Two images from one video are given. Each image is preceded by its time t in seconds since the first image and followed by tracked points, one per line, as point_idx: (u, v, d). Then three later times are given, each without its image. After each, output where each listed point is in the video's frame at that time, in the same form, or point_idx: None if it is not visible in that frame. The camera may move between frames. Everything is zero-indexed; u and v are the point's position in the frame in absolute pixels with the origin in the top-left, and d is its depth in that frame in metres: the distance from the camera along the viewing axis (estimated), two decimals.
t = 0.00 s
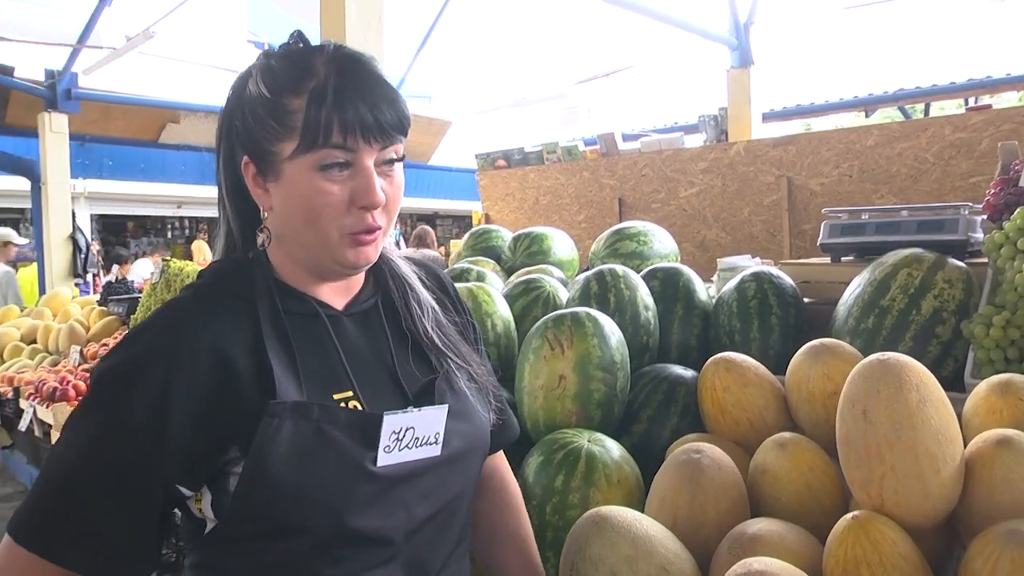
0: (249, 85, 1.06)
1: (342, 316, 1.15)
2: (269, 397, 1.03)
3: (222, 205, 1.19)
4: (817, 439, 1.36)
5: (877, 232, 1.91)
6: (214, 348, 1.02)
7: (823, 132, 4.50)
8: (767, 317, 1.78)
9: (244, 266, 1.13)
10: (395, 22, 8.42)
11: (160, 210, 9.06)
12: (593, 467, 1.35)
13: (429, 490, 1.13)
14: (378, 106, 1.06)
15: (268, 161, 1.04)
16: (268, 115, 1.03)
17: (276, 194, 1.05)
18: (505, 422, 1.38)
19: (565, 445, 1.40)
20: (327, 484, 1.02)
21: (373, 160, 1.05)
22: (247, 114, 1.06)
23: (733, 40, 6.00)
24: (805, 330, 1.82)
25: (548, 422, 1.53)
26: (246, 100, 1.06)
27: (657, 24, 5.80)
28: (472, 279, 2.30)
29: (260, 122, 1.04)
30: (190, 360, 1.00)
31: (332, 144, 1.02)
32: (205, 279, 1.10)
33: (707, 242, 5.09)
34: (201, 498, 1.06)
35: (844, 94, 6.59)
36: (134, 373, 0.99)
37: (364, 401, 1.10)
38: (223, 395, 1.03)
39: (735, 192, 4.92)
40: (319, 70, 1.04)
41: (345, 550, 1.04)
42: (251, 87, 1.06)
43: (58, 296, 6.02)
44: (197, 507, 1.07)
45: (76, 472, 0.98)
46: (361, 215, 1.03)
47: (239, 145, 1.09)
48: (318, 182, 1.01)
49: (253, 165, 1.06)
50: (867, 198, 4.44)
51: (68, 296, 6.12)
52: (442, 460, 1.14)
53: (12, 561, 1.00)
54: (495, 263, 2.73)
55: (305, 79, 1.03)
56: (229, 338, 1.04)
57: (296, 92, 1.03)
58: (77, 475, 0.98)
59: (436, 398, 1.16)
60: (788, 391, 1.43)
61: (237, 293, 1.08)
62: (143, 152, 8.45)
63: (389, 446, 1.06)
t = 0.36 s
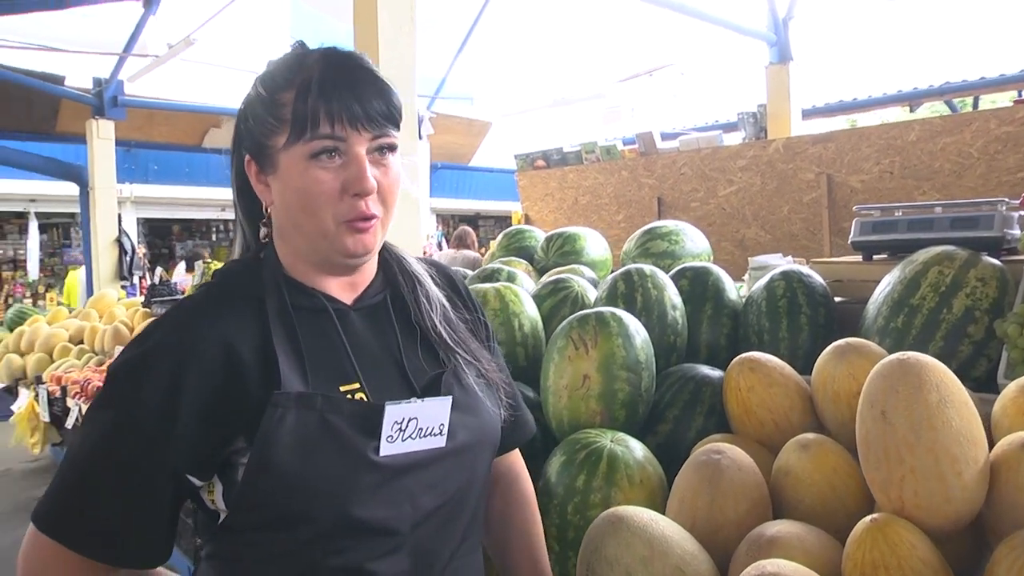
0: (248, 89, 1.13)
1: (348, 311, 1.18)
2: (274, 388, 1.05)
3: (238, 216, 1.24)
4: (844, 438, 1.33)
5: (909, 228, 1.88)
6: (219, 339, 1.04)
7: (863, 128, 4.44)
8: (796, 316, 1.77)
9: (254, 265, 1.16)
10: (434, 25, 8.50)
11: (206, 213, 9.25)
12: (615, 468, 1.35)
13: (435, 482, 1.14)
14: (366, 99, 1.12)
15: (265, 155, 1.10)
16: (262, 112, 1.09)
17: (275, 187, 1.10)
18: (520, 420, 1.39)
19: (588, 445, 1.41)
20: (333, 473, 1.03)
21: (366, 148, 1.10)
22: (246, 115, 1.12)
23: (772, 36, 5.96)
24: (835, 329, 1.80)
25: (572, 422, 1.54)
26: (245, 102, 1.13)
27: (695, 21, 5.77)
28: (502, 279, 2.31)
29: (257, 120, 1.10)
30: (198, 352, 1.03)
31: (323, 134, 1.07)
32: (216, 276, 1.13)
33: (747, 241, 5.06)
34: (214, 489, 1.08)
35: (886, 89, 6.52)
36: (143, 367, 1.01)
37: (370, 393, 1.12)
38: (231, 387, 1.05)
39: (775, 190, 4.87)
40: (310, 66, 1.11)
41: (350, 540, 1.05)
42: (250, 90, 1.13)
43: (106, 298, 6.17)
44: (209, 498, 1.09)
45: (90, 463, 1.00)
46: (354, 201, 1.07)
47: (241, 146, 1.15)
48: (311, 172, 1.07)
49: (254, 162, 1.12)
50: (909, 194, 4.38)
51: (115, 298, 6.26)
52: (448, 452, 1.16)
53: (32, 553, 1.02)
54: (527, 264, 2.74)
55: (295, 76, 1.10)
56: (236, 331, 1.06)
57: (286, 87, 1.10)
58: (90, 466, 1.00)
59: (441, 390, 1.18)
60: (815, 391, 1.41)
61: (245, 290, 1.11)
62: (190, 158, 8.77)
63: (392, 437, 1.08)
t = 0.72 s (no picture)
0: (278, 102, 1.15)
1: (370, 313, 1.20)
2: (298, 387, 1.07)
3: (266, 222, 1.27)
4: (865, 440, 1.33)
5: (937, 229, 1.87)
6: (246, 340, 1.07)
7: (898, 127, 4.40)
8: (821, 317, 1.76)
9: (281, 269, 1.19)
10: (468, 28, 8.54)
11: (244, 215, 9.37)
12: (635, 466, 1.37)
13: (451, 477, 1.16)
14: (391, 111, 1.14)
15: (293, 166, 1.12)
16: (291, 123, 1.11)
17: (302, 196, 1.13)
18: (539, 418, 1.41)
19: (609, 444, 1.42)
20: (353, 468, 1.06)
21: (391, 159, 1.13)
22: (276, 126, 1.14)
23: (805, 35, 5.93)
24: (861, 330, 1.79)
25: (594, 421, 1.55)
26: (274, 114, 1.15)
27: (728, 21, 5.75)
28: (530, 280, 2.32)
29: (286, 132, 1.12)
30: (227, 352, 1.05)
31: (350, 146, 1.10)
32: (244, 279, 1.16)
33: (781, 242, 5.03)
34: (240, 481, 1.11)
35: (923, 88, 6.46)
36: (175, 365, 1.04)
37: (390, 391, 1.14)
38: (258, 385, 1.07)
39: (808, 190, 4.85)
40: (337, 79, 1.13)
41: (370, 531, 1.07)
42: (279, 102, 1.15)
43: (145, 298, 6.26)
44: (235, 489, 1.12)
45: (123, 455, 1.03)
46: (378, 210, 1.10)
47: (271, 155, 1.17)
48: (338, 183, 1.09)
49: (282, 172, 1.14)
50: (945, 194, 4.33)
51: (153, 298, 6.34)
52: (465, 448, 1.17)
53: (68, 539, 1.05)
54: (556, 264, 2.75)
55: (324, 90, 1.12)
56: (263, 332, 1.08)
57: (315, 101, 1.12)
58: (123, 458, 1.03)
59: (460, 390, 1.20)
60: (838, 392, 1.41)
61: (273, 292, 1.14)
62: (227, 161, 8.82)
63: (411, 434, 1.10)
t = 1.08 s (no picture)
0: (287, 118, 1.19)
1: (371, 317, 1.25)
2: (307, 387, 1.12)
3: (266, 231, 1.32)
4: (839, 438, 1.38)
5: (914, 234, 1.93)
6: (257, 344, 1.11)
7: (885, 132, 4.47)
8: (802, 319, 1.82)
9: (285, 275, 1.23)
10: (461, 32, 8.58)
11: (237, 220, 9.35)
12: (620, 463, 1.43)
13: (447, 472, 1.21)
14: (398, 125, 1.19)
15: (304, 178, 1.16)
16: (303, 138, 1.16)
17: (313, 206, 1.17)
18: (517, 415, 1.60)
19: (595, 442, 1.48)
20: (358, 464, 1.11)
21: (398, 169, 1.18)
22: (286, 141, 1.18)
23: (795, 41, 5.99)
24: (840, 331, 1.85)
25: (581, 419, 1.60)
26: (284, 129, 1.19)
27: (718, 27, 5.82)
28: (520, 284, 2.37)
29: (298, 145, 1.16)
30: (239, 355, 1.10)
31: (364, 159, 1.15)
32: (251, 285, 1.20)
33: (769, 245, 5.08)
34: (247, 477, 1.15)
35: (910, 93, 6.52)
36: (188, 367, 1.09)
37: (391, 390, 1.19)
38: (269, 386, 1.12)
39: (796, 194, 4.91)
40: (347, 97, 1.18)
41: (375, 522, 1.13)
42: (289, 118, 1.19)
43: (138, 302, 6.29)
44: (243, 485, 1.16)
45: (139, 454, 1.08)
46: (388, 217, 1.16)
47: (279, 168, 1.21)
48: (353, 193, 1.14)
49: (293, 183, 1.18)
50: (930, 198, 4.40)
51: (146, 301, 6.35)
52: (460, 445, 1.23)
53: (82, 532, 1.11)
54: (546, 269, 2.80)
55: (335, 106, 1.17)
56: (274, 336, 1.13)
57: (327, 116, 1.16)
58: (138, 456, 1.08)
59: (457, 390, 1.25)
60: (815, 392, 1.46)
61: (279, 298, 1.18)
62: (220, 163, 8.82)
63: (414, 430, 1.16)
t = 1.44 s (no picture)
0: (288, 123, 1.29)
1: (350, 313, 1.35)
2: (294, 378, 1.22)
3: (251, 229, 1.40)
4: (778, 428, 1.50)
5: (850, 240, 2.06)
6: (248, 336, 1.20)
7: (828, 142, 4.63)
8: (746, 319, 1.93)
9: (271, 272, 1.32)
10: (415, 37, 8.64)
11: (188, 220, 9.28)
12: (576, 452, 1.53)
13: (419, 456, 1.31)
14: (395, 132, 1.31)
15: (307, 173, 1.25)
16: (310, 137, 1.25)
17: (313, 202, 1.26)
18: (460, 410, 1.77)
19: (552, 433, 1.58)
20: (340, 448, 1.20)
21: (394, 172, 1.29)
22: (287, 142, 1.27)
23: (742, 52, 6.16)
24: (782, 331, 1.97)
25: (539, 413, 1.70)
26: (285, 132, 1.28)
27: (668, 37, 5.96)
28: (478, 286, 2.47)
29: (302, 144, 1.25)
30: (229, 347, 1.18)
31: (368, 160, 1.26)
32: (239, 282, 1.29)
33: (717, 250, 5.23)
34: (235, 463, 1.23)
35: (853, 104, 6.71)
36: (182, 360, 1.18)
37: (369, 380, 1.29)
38: (257, 377, 1.21)
39: (743, 201, 5.06)
40: (349, 106, 1.29)
41: (356, 503, 1.22)
42: (290, 123, 1.28)
43: (92, 303, 6.27)
44: (229, 469, 1.24)
45: (134, 440, 1.18)
46: (385, 213, 1.27)
47: (273, 170, 1.30)
48: (357, 189, 1.24)
49: (294, 180, 1.26)
50: (870, 206, 4.56)
51: (99, 303, 6.33)
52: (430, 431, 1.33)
53: (81, 512, 1.22)
54: (503, 271, 2.91)
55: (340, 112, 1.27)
56: (263, 328, 1.22)
57: (333, 120, 1.27)
58: (134, 442, 1.18)
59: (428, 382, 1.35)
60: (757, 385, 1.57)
61: (267, 293, 1.27)
62: (172, 164, 8.74)
63: (391, 416, 1.26)
